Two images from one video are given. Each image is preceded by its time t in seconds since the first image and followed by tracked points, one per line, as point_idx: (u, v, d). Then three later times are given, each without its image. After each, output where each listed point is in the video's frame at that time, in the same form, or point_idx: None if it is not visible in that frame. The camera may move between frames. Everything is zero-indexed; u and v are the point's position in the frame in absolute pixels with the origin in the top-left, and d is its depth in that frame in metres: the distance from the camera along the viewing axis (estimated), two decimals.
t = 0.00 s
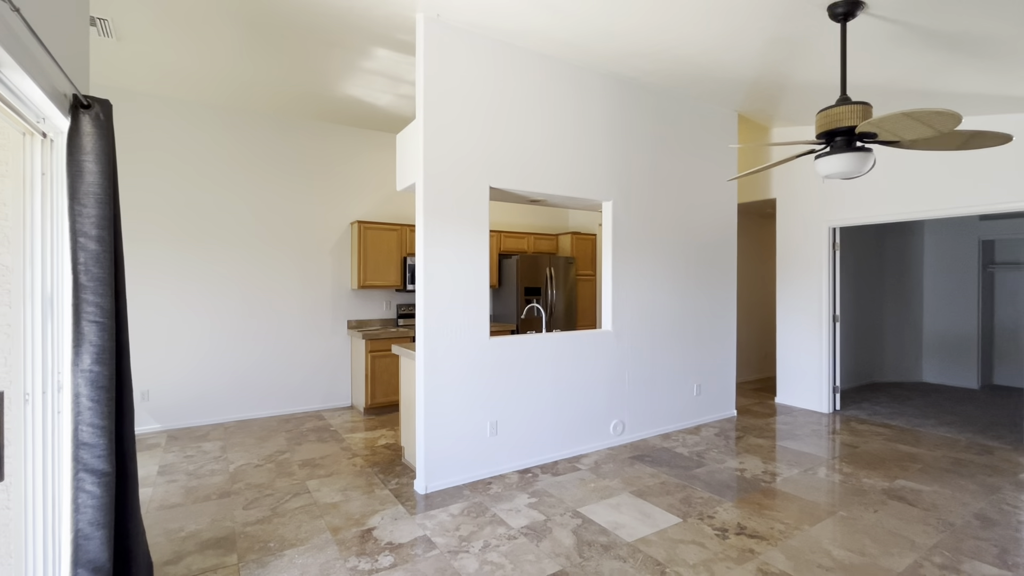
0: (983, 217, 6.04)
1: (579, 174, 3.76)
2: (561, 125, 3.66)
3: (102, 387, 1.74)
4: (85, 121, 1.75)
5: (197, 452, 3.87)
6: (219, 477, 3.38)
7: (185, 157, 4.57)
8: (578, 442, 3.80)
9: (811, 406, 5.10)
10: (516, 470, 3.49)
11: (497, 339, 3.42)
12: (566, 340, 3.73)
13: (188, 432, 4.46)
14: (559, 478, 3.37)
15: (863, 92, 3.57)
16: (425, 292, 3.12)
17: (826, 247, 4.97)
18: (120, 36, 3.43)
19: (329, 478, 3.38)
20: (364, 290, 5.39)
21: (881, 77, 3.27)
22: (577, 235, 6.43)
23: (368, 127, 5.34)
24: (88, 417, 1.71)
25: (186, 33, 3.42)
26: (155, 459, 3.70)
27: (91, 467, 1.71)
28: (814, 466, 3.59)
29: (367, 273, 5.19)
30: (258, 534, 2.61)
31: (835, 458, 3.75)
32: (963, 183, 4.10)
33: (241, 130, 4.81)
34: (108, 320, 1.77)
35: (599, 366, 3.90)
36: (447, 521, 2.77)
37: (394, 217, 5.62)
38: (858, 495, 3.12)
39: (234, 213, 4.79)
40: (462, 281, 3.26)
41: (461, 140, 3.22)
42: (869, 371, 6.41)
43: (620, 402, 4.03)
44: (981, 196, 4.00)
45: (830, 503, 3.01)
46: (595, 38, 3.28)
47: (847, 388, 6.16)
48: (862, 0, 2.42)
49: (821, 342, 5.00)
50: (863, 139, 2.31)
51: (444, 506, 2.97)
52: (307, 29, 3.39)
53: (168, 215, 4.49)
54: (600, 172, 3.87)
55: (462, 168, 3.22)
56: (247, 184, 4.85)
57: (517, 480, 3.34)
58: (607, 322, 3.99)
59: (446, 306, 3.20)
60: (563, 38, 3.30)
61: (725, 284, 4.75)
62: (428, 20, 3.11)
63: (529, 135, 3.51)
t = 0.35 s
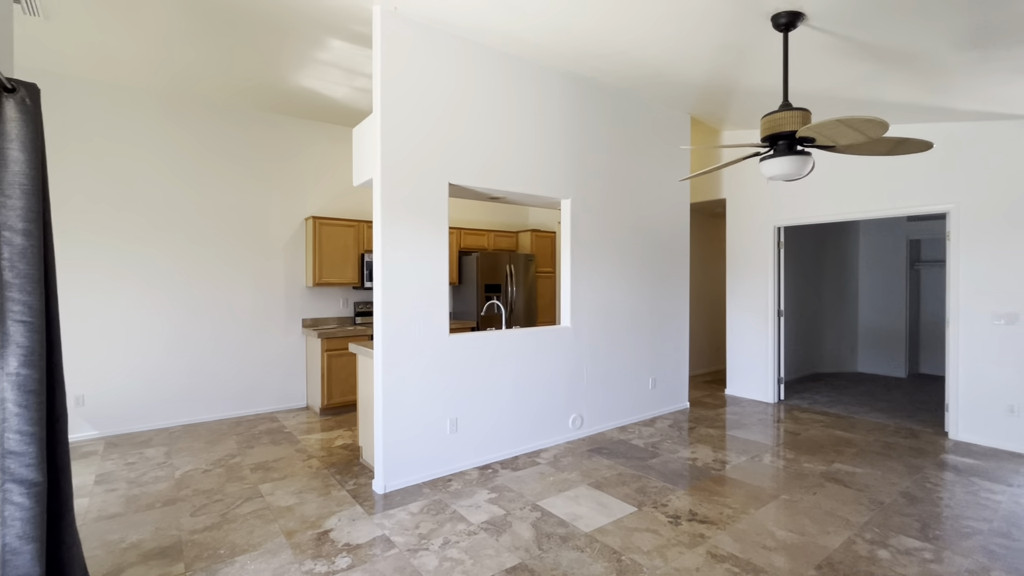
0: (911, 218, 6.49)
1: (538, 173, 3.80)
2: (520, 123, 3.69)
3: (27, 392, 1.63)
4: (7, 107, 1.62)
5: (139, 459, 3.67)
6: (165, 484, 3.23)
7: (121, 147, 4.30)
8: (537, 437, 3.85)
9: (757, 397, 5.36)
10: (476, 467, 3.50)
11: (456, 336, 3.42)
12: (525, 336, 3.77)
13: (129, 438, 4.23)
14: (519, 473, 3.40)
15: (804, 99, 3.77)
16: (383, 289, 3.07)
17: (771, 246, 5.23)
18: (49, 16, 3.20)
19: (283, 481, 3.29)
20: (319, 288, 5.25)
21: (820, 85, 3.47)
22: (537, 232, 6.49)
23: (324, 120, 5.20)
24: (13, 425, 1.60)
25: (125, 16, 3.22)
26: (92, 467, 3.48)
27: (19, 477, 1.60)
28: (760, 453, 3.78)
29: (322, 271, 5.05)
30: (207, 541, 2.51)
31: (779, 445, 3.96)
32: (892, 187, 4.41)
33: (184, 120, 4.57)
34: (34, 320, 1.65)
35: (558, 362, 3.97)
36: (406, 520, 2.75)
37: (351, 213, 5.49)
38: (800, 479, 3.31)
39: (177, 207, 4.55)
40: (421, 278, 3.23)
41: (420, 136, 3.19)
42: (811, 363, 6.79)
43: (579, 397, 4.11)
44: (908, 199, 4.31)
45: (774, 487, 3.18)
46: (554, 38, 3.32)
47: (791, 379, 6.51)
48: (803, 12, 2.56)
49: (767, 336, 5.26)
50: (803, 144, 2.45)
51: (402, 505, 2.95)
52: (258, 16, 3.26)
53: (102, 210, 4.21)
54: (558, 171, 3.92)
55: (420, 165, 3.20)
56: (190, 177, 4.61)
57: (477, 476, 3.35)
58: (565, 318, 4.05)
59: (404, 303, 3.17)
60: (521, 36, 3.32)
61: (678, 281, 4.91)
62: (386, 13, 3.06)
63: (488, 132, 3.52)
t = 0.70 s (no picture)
0: (846, 218, 6.90)
1: (495, 170, 3.79)
2: (476, 120, 3.67)
3: None
4: None
5: (67, 470, 3.42)
6: (97, 495, 3.02)
7: (44, 134, 3.98)
8: (494, 435, 3.86)
9: (707, 390, 5.57)
10: (432, 466, 3.46)
11: (412, 334, 3.37)
12: (483, 334, 3.76)
13: (57, 447, 3.93)
14: (475, 471, 3.39)
15: (750, 104, 3.94)
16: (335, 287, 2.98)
17: (720, 244, 5.43)
18: None
19: (229, 487, 3.14)
20: (269, 285, 5.04)
21: (764, 91, 3.63)
22: (495, 229, 6.48)
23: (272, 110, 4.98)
24: None
25: None
26: (13, 481, 3.21)
27: None
28: (709, 444, 3.94)
29: (272, 268, 4.86)
30: (144, 555, 2.36)
31: (726, 436, 4.13)
32: (829, 190, 4.67)
33: (116, 107, 4.28)
34: None
35: (515, 359, 3.98)
36: (360, 523, 2.69)
37: (302, 208, 5.31)
38: (746, 468, 3.47)
39: (105, 200, 4.23)
40: (375, 275, 3.16)
41: (373, 130, 3.11)
42: (757, 357, 7.12)
43: (536, 393, 4.14)
44: (843, 201, 4.58)
45: (721, 476, 3.32)
46: (510, 35, 3.32)
47: (738, 372, 6.80)
48: (748, 20, 2.66)
49: (716, 331, 5.47)
50: (749, 147, 2.55)
51: (356, 508, 2.88)
52: None
53: (22, 202, 3.89)
54: (514, 168, 3.93)
55: (374, 160, 3.12)
56: (121, 168, 4.30)
57: (434, 476, 3.31)
58: (523, 316, 4.07)
59: (358, 300, 3.09)
60: (477, 31, 3.30)
61: (632, 277, 5.02)
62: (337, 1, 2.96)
63: (444, 128, 3.48)
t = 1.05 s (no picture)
0: (787, 219, 7.27)
1: (448, 167, 3.74)
2: (429, 115, 3.60)
3: None
4: None
5: None
6: (12, 511, 2.77)
7: None
8: (449, 434, 3.82)
9: (658, 385, 5.73)
10: (385, 468, 3.39)
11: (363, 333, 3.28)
12: (437, 332, 3.71)
13: None
14: (429, 471, 3.34)
15: (698, 107, 4.07)
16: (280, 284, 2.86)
17: (671, 243, 5.60)
18: None
19: (164, 497, 2.96)
20: (210, 282, 4.78)
21: (711, 95, 3.75)
22: (451, 226, 6.42)
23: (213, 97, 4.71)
24: None
25: None
26: None
27: None
28: (659, 437, 4.05)
29: (213, 264, 4.61)
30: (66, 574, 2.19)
31: (675, 429, 4.26)
32: (770, 192, 4.90)
33: (36, 89, 3.93)
34: None
35: (470, 357, 3.95)
36: (307, 529, 2.59)
37: (247, 201, 5.07)
38: (692, 459, 3.59)
39: (23, 190, 3.89)
40: (323, 272, 3.05)
41: (320, 121, 2.99)
42: (705, 352, 7.41)
43: (491, 391, 4.13)
44: (783, 203, 4.82)
45: (670, 468, 3.42)
46: (463, 29, 3.28)
47: (688, 367, 7.04)
48: (695, 25, 2.74)
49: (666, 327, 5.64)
50: (696, 149, 2.63)
51: (303, 513, 2.78)
52: None
53: None
54: (469, 165, 3.89)
55: (321, 152, 3.00)
56: (41, 155, 3.96)
57: (385, 478, 3.24)
58: (478, 314, 4.05)
59: (306, 298, 2.97)
60: (429, 24, 3.24)
61: (586, 275, 5.10)
62: None
63: (395, 121, 3.39)
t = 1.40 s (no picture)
0: (732, 219, 7.58)
1: (398, 160, 3.64)
2: (378, 106, 3.50)
3: None
4: None
5: None
6: None
7: None
8: (399, 433, 3.75)
9: (610, 380, 5.84)
10: (331, 470, 3.28)
11: (308, 331, 3.16)
12: (388, 330, 3.64)
13: None
14: (378, 472, 3.27)
15: (648, 108, 4.16)
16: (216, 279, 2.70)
17: (622, 241, 5.71)
18: None
19: (86, 509, 2.74)
20: (141, 277, 4.48)
21: (660, 97, 3.85)
22: (404, 221, 6.29)
23: (145, 79, 4.41)
24: None
25: None
26: None
27: None
28: (609, 431, 4.13)
29: (145, 258, 4.32)
30: None
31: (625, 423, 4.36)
32: (717, 193, 5.08)
33: None
34: None
35: (421, 355, 3.89)
36: (246, 537, 2.47)
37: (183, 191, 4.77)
38: (641, 452, 3.68)
39: None
40: (265, 268, 2.91)
41: (260, 108, 2.85)
42: (655, 347, 7.64)
43: (443, 389, 4.09)
44: (728, 204, 5.01)
45: (619, 461, 3.50)
46: (413, 19, 3.20)
47: (638, 362, 7.22)
48: (645, 27, 2.79)
49: (618, 323, 5.75)
50: (644, 149, 2.68)
51: (242, 520, 2.65)
52: None
53: None
54: (420, 159, 3.81)
55: (260, 140, 2.86)
56: None
57: (332, 480, 3.14)
58: (430, 311, 3.99)
59: (246, 295, 2.83)
60: (378, 12, 3.14)
61: (540, 272, 5.12)
62: None
63: (342, 112, 3.28)
